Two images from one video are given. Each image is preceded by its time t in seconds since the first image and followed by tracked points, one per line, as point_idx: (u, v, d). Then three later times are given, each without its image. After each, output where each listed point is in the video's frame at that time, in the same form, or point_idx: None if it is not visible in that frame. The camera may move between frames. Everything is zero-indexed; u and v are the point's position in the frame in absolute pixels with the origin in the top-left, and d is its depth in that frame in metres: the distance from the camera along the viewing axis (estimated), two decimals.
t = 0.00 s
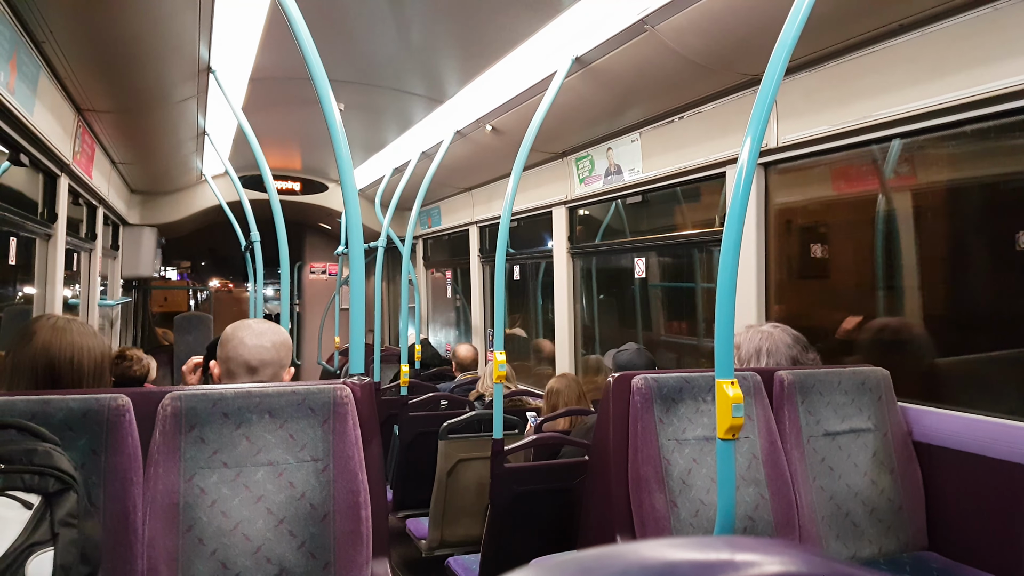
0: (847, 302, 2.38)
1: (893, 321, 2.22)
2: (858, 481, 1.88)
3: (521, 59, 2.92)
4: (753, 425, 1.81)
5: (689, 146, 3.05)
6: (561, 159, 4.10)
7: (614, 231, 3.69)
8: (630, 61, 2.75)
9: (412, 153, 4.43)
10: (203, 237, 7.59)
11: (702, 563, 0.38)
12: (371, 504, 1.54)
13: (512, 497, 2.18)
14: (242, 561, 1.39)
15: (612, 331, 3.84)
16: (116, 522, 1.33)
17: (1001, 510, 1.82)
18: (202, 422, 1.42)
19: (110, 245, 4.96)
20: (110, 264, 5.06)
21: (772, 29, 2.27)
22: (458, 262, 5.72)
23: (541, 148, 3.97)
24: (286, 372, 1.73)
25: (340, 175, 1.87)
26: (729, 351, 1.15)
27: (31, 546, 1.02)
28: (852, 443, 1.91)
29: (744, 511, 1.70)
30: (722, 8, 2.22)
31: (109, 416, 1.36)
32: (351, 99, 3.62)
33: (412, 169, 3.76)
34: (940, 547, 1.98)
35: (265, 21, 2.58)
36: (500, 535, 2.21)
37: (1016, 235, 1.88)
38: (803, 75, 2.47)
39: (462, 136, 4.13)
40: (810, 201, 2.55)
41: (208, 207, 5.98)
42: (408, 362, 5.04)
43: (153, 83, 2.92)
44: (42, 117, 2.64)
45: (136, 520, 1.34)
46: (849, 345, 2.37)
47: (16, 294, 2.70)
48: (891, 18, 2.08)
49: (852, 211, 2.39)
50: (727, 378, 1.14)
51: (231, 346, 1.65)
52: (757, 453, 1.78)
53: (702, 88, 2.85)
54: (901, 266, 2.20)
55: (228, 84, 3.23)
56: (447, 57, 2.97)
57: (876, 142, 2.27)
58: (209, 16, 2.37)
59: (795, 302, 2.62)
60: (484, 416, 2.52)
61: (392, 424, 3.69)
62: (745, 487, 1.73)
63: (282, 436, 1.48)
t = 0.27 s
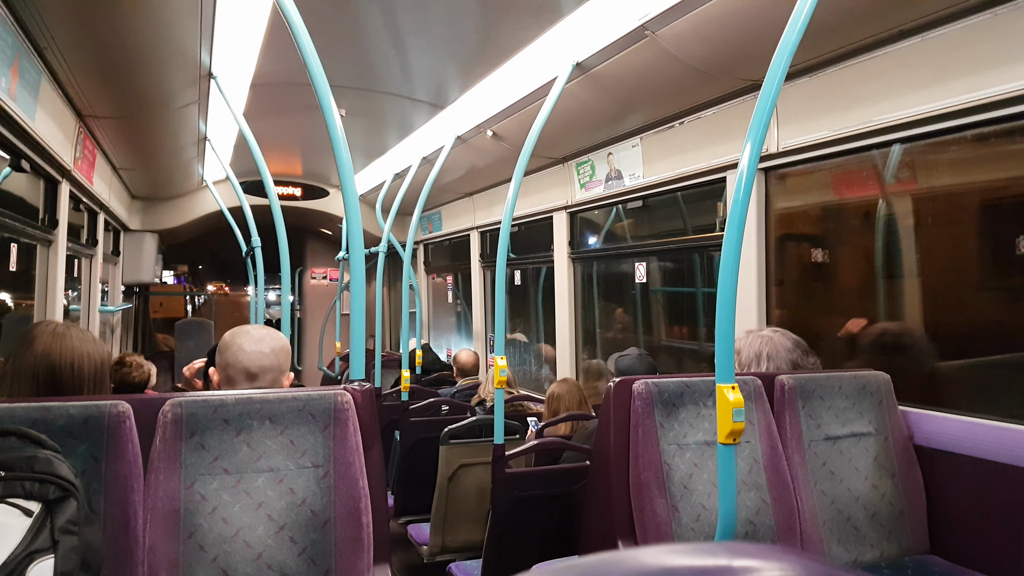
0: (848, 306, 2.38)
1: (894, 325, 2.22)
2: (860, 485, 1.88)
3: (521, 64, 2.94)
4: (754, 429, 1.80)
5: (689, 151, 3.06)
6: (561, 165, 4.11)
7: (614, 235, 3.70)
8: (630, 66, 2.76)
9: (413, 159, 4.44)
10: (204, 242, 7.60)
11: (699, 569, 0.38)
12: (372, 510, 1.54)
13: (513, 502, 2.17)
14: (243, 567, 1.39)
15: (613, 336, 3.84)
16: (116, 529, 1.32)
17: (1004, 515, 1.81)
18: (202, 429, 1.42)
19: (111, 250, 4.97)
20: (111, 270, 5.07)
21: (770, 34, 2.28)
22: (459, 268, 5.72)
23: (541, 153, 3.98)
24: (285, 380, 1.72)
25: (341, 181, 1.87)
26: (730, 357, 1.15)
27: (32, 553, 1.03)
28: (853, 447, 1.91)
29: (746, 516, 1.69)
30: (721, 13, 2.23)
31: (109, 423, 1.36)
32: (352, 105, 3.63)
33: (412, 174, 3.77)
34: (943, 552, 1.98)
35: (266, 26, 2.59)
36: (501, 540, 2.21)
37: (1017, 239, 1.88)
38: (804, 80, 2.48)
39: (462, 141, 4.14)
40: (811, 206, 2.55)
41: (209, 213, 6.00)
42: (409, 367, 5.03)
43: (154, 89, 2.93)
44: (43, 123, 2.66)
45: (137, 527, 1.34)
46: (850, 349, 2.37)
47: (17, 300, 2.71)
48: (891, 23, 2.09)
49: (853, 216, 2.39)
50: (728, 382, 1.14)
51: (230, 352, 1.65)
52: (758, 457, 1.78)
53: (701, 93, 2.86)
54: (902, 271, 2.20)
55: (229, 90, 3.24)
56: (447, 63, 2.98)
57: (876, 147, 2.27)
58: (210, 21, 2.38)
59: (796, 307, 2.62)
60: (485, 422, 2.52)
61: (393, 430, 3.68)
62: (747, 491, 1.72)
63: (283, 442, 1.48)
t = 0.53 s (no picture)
0: (845, 302, 2.39)
1: (891, 321, 2.22)
2: (858, 481, 1.88)
3: (515, 64, 2.93)
4: (752, 427, 1.80)
5: (685, 149, 3.06)
6: (558, 164, 4.10)
7: (611, 234, 3.70)
8: (624, 65, 2.76)
9: (409, 160, 4.44)
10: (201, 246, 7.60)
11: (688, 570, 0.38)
12: (371, 512, 1.54)
13: (511, 502, 2.17)
14: (241, 570, 1.39)
15: (611, 334, 3.84)
16: (113, 534, 1.32)
17: (1003, 509, 1.81)
18: (199, 432, 1.42)
19: (107, 255, 4.96)
20: (108, 274, 5.06)
21: (764, 31, 2.28)
22: (456, 268, 5.72)
23: (537, 153, 3.98)
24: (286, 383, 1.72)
25: (336, 183, 1.87)
26: (725, 355, 1.15)
27: (27, 559, 1.03)
28: (851, 443, 1.91)
29: (743, 513, 1.69)
30: (714, 11, 2.23)
31: (105, 427, 1.35)
32: (347, 106, 3.63)
33: (409, 175, 3.76)
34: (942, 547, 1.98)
35: (259, 29, 2.59)
36: (500, 540, 2.21)
37: (1013, 234, 1.88)
38: (798, 77, 2.48)
39: (458, 142, 4.14)
40: (807, 203, 2.56)
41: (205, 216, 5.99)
42: (408, 368, 5.03)
43: (148, 93, 2.92)
44: (37, 128, 2.65)
45: (134, 532, 1.34)
46: (847, 346, 2.37)
47: (13, 305, 2.70)
48: (885, 19, 2.09)
49: (849, 212, 2.39)
50: (724, 380, 1.14)
51: (231, 356, 1.65)
52: (756, 454, 1.78)
53: (696, 91, 2.86)
54: (898, 266, 2.20)
55: (223, 93, 3.24)
56: (441, 63, 2.97)
57: (871, 143, 2.27)
58: (203, 26, 2.38)
59: (793, 303, 2.62)
60: (483, 422, 2.51)
61: (392, 431, 3.68)
62: (744, 489, 1.72)
63: (280, 444, 1.48)
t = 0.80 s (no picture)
0: (843, 301, 2.39)
1: (888, 320, 2.23)
2: (854, 479, 1.88)
3: (516, 60, 2.93)
4: (749, 424, 1.81)
5: (685, 146, 3.06)
6: (557, 161, 4.10)
7: (610, 231, 3.70)
8: (625, 62, 2.76)
9: (408, 155, 4.43)
10: (198, 240, 7.58)
11: (690, 566, 0.38)
12: (368, 507, 1.54)
13: (509, 499, 2.17)
14: (238, 565, 1.39)
15: (609, 331, 3.84)
16: (110, 528, 1.32)
17: (998, 508, 1.82)
18: (196, 426, 1.41)
19: (105, 249, 4.94)
20: (105, 268, 5.04)
21: (765, 29, 2.28)
22: (454, 264, 5.72)
23: (536, 149, 3.98)
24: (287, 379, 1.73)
25: (334, 178, 1.86)
26: (724, 353, 1.14)
27: (24, 552, 1.03)
28: (848, 442, 1.91)
29: (740, 511, 1.70)
30: (715, 8, 2.23)
31: (103, 421, 1.35)
32: (346, 101, 3.62)
33: (407, 171, 3.76)
34: (937, 545, 1.99)
35: (259, 24, 2.58)
36: (497, 537, 2.21)
37: (1011, 233, 1.88)
38: (798, 75, 2.48)
39: (457, 137, 4.13)
40: (805, 201, 2.56)
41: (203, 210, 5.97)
42: (405, 364, 5.02)
43: (147, 87, 2.91)
44: (36, 122, 2.64)
45: (131, 526, 1.34)
46: (845, 344, 2.38)
47: (11, 299, 2.69)
48: (885, 17, 2.09)
49: (847, 211, 2.39)
50: (723, 378, 1.14)
51: (237, 350, 1.64)
52: (753, 452, 1.78)
53: (696, 88, 2.85)
54: (896, 265, 2.20)
55: (221, 87, 3.22)
56: (441, 59, 2.96)
57: (870, 141, 2.27)
58: (202, 20, 2.37)
59: (791, 302, 2.62)
60: (480, 418, 2.51)
61: (389, 427, 3.69)
62: (741, 486, 1.73)
63: (278, 439, 1.48)
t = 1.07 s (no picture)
0: (842, 299, 2.39)
1: (889, 318, 2.23)
2: (854, 477, 1.88)
3: (516, 58, 2.92)
4: (749, 422, 1.81)
5: (684, 144, 3.06)
6: (556, 159, 4.09)
7: (610, 229, 3.69)
8: (625, 60, 2.75)
9: (408, 153, 4.43)
10: (198, 238, 7.57)
11: (691, 568, 0.38)
12: (368, 506, 1.54)
13: (509, 497, 2.17)
14: (238, 563, 1.39)
15: (608, 329, 3.84)
16: (111, 527, 1.32)
17: (998, 507, 1.82)
18: (197, 425, 1.41)
19: (105, 246, 4.94)
20: (105, 266, 5.04)
21: (765, 27, 2.28)
22: (454, 262, 5.71)
23: (536, 147, 3.97)
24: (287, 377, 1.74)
25: (333, 177, 1.86)
26: (724, 352, 1.14)
27: (25, 551, 1.02)
28: (848, 440, 1.91)
29: (740, 509, 1.70)
30: (715, 6, 2.22)
31: (103, 419, 1.35)
32: (346, 99, 3.61)
33: (407, 169, 3.75)
34: (937, 544, 1.99)
35: (259, 22, 2.57)
36: (497, 535, 2.21)
37: (1011, 232, 1.88)
38: (798, 72, 2.47)
39: (457, 135, 4.12)
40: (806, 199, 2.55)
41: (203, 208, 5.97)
42: (405, 362, 5.02)
43: (147, 85, 2.90)
44: (36, 119, 2.63)
45: (131, 525, 1.34)
46: (845, 342, 2.37)
47: (11, 297, 2.69)
48: (885, 15, 2.08)
49: (846, 209, 2.39)
50: (723, 376, 1.14)
51: (235, 349, 1.64)
52: (753, 450, 1.78)
53: (696, 86, 2.85)
54: (896, 263, 2.20)
55: (221, 85, 3.22)
56: (441, 57, 2.96)
57: (870, 139, 2.27)
58: (202, 18, 2.36)
59: (791, 300, 2.62)
60: (480, 416, 2.52)
61: (389, 424, 3.69)
62: (741, 485, 1.73)
63: (278, 438, 1.48)
